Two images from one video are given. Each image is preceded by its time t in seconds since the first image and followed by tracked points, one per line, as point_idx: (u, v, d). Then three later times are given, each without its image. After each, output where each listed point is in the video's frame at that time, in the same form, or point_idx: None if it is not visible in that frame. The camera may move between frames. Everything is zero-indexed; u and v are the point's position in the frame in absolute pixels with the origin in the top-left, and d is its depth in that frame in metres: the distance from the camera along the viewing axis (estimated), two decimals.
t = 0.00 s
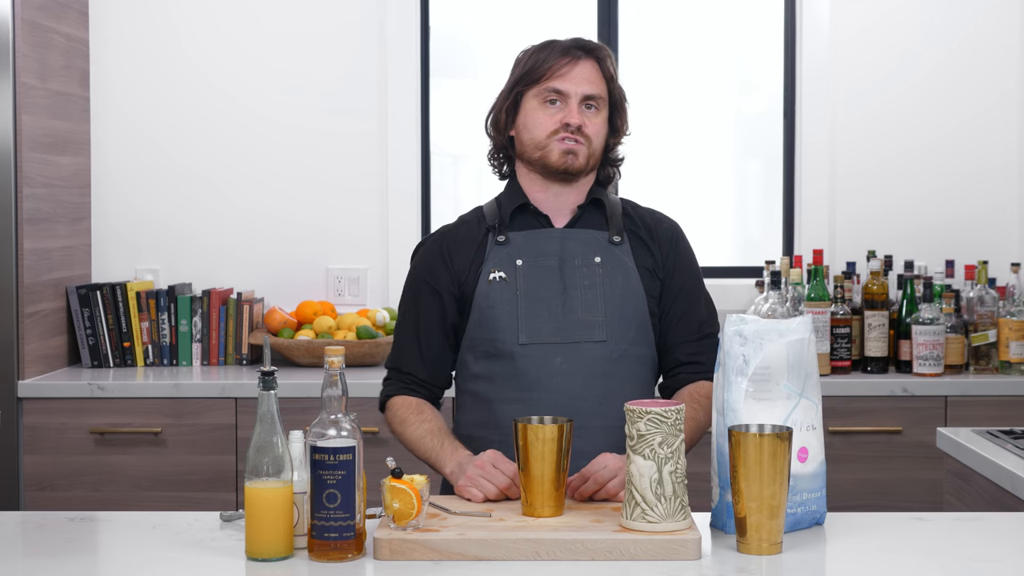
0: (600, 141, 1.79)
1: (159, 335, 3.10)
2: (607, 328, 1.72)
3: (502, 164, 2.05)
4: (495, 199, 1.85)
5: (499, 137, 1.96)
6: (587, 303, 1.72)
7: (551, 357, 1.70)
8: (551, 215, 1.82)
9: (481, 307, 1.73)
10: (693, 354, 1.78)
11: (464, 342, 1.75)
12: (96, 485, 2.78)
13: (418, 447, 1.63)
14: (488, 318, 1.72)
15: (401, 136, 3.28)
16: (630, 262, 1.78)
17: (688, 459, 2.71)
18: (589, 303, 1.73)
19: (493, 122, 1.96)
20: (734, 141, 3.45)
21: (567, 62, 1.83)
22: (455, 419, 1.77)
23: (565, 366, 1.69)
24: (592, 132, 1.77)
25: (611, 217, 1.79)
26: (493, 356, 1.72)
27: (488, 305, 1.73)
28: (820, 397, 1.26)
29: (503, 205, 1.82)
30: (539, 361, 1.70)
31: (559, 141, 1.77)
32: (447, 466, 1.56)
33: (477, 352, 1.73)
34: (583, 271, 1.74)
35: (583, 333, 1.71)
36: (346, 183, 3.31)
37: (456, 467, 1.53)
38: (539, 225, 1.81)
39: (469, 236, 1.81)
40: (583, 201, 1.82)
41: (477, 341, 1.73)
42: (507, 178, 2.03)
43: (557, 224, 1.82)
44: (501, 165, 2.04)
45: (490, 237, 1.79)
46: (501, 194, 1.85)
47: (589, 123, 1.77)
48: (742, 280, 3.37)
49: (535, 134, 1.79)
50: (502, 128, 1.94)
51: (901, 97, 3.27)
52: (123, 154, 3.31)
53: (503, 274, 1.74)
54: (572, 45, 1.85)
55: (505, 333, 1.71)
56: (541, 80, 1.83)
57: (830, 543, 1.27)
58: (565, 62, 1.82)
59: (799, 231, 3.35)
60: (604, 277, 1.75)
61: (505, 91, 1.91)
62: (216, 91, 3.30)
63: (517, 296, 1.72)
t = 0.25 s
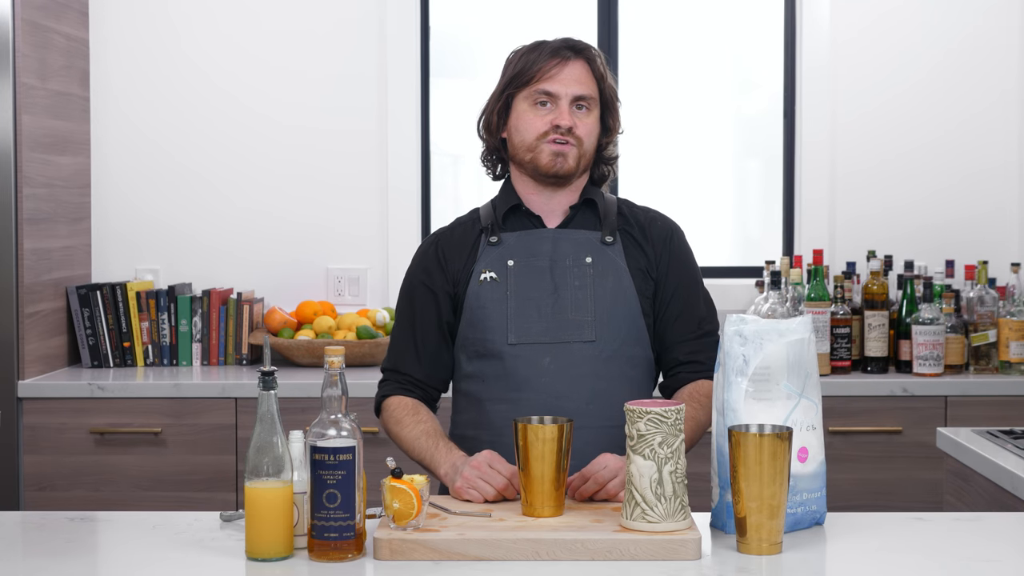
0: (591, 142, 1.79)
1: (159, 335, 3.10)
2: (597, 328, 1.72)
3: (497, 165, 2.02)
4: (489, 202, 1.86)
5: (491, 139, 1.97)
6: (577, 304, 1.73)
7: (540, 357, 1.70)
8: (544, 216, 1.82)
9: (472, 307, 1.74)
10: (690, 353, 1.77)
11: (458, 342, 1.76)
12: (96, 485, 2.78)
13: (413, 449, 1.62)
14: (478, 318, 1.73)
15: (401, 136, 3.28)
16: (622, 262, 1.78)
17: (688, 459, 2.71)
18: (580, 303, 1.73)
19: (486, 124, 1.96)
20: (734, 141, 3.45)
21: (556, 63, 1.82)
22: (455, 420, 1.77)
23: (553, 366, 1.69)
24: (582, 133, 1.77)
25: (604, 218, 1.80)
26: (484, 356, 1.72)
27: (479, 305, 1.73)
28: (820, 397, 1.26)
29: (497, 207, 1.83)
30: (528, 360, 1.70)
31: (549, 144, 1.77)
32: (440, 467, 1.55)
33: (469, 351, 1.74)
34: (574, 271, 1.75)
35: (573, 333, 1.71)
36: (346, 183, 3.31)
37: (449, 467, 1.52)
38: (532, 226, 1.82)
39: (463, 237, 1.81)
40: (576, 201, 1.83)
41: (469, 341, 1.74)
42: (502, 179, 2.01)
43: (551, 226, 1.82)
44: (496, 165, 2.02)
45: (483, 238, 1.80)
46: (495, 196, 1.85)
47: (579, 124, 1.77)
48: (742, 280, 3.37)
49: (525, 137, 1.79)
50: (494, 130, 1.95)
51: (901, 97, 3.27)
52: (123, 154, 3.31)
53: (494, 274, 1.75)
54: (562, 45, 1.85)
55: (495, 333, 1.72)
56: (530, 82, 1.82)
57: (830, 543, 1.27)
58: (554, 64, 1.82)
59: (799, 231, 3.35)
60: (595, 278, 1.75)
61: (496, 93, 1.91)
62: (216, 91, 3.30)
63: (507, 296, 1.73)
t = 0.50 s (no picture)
0: (588, 141, 1.79)
1: (159, 335, 3.10)
2: (599, 329, 1.72)
3: (496, 167, 2.02)
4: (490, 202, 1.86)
5: (489, 142, 1.97)
6: (579, 304, 1.73)
7: (542, 357, 1.70)
8: (544, 216, 1.82)
9: (474, 307, 1.74)
10: (690, 353, 1.77)
11: (460, 342, 1.76)
12: (96, 485, 2.78)
13: (414, 449, 1.62)
14: (480, 318, 1.73)
15: (401, 136, 3.28)
16: (624, 263, 1.78)
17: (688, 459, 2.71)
18: (582, 304, 1.73)
19: (484, 129, 1.96)
20: (733, 141, 3.45)
21: (548, 64, 1.82)
22: (455, 420, 1.77)
23: (555, 366, 1.70)
24: (578, 133, 1.77)
25: (605, 219, 1.81)
26: (486, 356, 1.72)
27: (481, 306, 1.73)
28: (820, 397, 1.26)
29: (498, 207, 1.82)
30: (530, 361, 1.70)
31: (546, 146, 1.77)
32: (440, 467, 1.55)
33: (471, 351, 1.74)
34: (575, 272, 1.75)
35: (575, 334, 1.71)
36: (346, 183, 3.31)
37: (449, 468, 1.53)
38: (533, 227, 1.82)
39: (464, 238, 1.81)
40: (577, 201, 1.83)
41: (470, 342, 1.74)
42: (502, 182, 2.01)
43: (552, 226, 1.82)
44: (495, 168, 2.01)
45: (484, 239, 1.80)
46: (496, 197, 1.85)
47: (574, 124, 1.77)
48: (742, 280, 3.37)
49: (521, 141, 1.79)
50: (492, 134, 1.95)
51: (901, 98, 3.27)
52: (123, 154, 3.31)
53: (496, 274, 1.75)
54: (553, 46, 1.85)
55: (497, 333, 1.72)
56: (523, 85, 1.82)
57: (830, 543, 1.27)
58: (546, 65, 1.82)
59: (799, 231, 3.35)
60: (597, 278, 1.75)
61: (491, 98, 1.91)
62: (216, 91, 3.30)
63: (509, 296, 1.73)
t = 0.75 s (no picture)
0: (591, 141, 1.79)
1: (159, 335, 3.10)
2: (601, 329, 1.72)
3: (498, 166, 2.02)
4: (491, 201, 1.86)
5: (492, 142, 1.97)
6: (580, 304, 1.73)
7: (543, 357, 1.70)
8: (546, 217, 1.82)
9: (476, 307, 1.74)
10: (689, 354, 1.77)
11: (461, 342, 1.76)
12: (96, 485, 2.78)
13: (414, 449, 1.62)
14: (482, 318, 1.73)
15: (401, 137, 3.28)
16: (625, 263, 1.78)
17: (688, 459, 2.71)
18: (583, 304, 1.73)
19: (487, 128, 1.97)
20: (733, 141, 3.45)
21: (551, 64, 1.82)
22: (455, 419, 1.77)
23: (557, 366, 1.70)
24: (581, 133, 1.77)
25: (607, 219, 1.81)
26: (487, 356, 1.72)
27: (483, 306, 1.73)
28: (820, 397, 1.26)
29: (499, 207, 1.82)
30: (532, 361, 1.70)
31: (548, 147, 1.77)
32: (440, 467, 1.55)
33: (473, 351, 1.74)
34: (577, 272, 1.75)
35: (576, 333, 1.71)
36: (346, 184, 3.31)
37: (449, 467, 1.52)
38: (535, 226, 1.81)
39: (465, 237, 1.81)
40: (579, 202, 1.83)
41: (472, 341, 1.74)
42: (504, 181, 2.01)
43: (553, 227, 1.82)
44: (497, 167, 2.01)
45: (486, 239, 1.80)
46: (497, 196, 1.85)
47: (577, 125, 1.77)
48: (742, 280, 3.37)
49: (524, 141, 1.79)
50: (495, 134, 1.95)
51: (901, 98, 3.27)
52: (123, 155, 3.31)
53: (498, 274, 1.75)
54: (556, 46, 1.85)
55: (498, 333, 1.72)
56: (527, 85, 1.82)
57: (830, 543, 1.27)
58: (549, 65, 1.82)
59: (799, 231, 3.35)
60: (598, 279, 1.75)
61: (495, 98, 1.91)
62: (216, 91, 3.30)
63: (511, 296, 1.73)
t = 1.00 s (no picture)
0: (592, 143, 1.79)
1: (159, 335, 3.10)
2: (600, 329, 1.72)
3: (498, 165, 2.02)
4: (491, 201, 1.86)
5: (493, 140, 1.96)
6: (579, 304, 1.73)
7: (543, 357, 1.70)
8: (545, 216, 1.82)
9: (475, 307, 1.74)
10: (688, 354, 1.77)
11: (461, 342, 1.76)
12: (96, 485, 2.78)
13: (414, 449, 1.62)
14: (481, 318, 1.73)
15: (401, 137, 3.28)
16: (624, 263, 1.78)
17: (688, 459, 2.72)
18: (582, 304, 1.73)
19: (488, 125, 1.96)
20: (733, 141, 3.45)
21: (556, 64, 1.82)
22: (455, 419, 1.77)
23: (556, 366, 1.70)
24: (582, 135, 1.77)
25: (606, 218, 1.81)
26: (487, 356, 1.72)
27: (482, 306, 1.73)
28: (820, 397, 1.26)
29: (498, 207, 1.82)
30: (531, 361, 1.70)
31: (550, 147, 1.77)
32: (440, 467, 1.55)
33: (473, 351, 1.74)
34: (576, 272, 1.75)
35: (576, 333, 1.71)
36: (346, 184, 3.31)
37: (449, 467, 1.53)
38: (534, 226, 1.81)
39: (464, 237, 1.81)
40: (577, 202, 1.83)
41: (471, 341, 1.74)
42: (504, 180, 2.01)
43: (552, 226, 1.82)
44: (497, 165, 2.02)
45: (485, 239, 1.79)
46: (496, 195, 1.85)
47: (579, 126, 1.77)
48: (742, 280, 3.37)
49: (526, 140, 1.79)
50: (496, 131, 1.95)
51: (901, 98, 3.27)
52: (123, 155, 3.31)
53: (497, 274, 1.75)
54: (562, 46, 1.84)
55: (498, 333, 1.72)
56: (531, 84, 1.82)
57: (830, 543, 1.27)
58: (554, 65, 1.82)
59: (799, 231, 3.35)
60: (597, 279, 1.75)
61: (498, 95, 1.91)
62: (215, 91, 3.30)
63: (510, 296, 1.73)
